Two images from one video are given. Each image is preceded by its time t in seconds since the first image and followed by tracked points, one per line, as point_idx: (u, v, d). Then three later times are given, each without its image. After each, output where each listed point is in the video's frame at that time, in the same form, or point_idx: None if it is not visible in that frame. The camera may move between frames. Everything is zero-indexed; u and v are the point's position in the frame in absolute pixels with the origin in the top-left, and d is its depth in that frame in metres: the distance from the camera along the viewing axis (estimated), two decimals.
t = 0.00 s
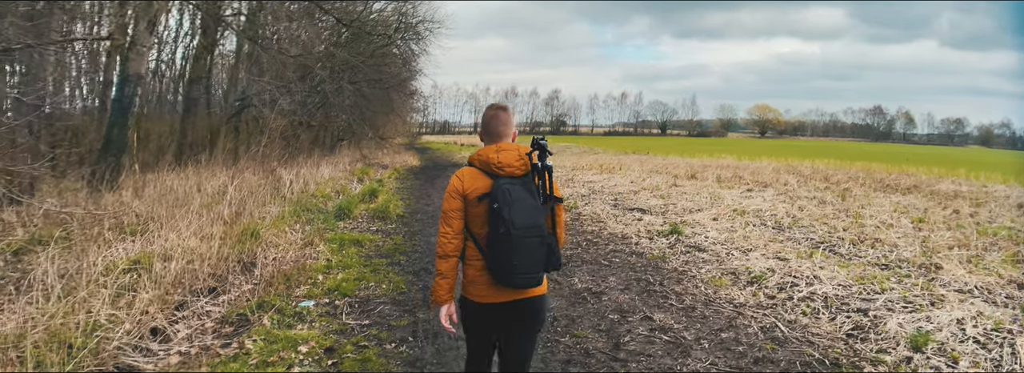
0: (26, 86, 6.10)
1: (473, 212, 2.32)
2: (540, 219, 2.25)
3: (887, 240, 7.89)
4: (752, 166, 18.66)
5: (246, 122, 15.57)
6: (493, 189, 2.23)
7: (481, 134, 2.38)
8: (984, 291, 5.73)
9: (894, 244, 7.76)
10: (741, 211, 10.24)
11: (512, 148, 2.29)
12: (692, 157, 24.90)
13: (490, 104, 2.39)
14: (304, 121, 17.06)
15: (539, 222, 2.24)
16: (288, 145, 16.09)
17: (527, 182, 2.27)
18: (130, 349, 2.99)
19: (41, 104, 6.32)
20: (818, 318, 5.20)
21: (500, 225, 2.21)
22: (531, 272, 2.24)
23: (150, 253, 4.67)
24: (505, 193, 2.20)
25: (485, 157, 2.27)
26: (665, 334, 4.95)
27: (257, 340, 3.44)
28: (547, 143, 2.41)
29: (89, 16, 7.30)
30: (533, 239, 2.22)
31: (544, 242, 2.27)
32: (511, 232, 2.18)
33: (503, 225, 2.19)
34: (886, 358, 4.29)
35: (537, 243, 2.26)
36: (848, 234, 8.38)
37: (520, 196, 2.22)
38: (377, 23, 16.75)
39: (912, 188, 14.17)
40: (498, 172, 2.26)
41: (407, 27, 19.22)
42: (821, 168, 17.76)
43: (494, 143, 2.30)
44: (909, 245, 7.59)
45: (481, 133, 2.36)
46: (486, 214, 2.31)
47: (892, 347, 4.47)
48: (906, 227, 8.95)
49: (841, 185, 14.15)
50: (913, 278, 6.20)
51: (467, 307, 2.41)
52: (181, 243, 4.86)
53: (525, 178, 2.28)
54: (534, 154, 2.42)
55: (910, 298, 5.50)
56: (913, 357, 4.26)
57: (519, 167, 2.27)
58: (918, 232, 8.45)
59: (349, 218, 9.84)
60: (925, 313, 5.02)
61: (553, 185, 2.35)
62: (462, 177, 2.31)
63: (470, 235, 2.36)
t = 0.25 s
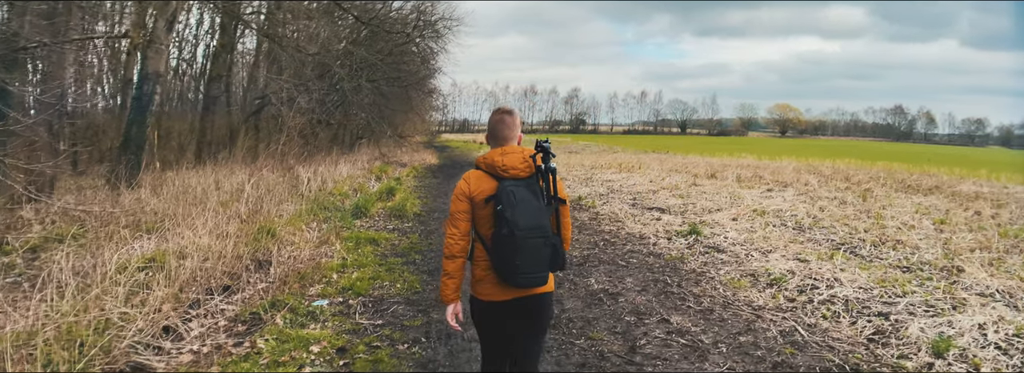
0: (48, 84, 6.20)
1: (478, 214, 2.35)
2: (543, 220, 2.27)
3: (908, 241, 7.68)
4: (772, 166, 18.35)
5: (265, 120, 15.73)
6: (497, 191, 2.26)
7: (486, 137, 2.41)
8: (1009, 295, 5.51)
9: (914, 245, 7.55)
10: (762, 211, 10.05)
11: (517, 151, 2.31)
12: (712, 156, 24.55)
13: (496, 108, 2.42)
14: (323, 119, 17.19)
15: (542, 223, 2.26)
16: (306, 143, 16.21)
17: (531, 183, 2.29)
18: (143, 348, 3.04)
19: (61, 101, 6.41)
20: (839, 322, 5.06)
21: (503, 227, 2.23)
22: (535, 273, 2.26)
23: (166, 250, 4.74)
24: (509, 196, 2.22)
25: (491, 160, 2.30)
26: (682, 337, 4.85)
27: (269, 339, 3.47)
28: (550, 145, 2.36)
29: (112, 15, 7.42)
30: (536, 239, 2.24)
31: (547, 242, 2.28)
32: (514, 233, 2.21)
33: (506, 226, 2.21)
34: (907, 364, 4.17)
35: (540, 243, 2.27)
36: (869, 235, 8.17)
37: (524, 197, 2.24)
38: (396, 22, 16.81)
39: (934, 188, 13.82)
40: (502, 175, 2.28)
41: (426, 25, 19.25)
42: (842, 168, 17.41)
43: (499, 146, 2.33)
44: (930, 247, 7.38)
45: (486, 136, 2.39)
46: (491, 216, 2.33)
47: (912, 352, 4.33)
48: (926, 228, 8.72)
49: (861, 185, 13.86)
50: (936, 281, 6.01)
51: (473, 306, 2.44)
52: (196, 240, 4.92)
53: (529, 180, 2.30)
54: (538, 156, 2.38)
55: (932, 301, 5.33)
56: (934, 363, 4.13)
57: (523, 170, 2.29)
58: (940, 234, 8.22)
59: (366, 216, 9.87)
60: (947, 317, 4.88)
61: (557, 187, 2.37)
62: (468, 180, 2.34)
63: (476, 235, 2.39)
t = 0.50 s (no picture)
0: (67, 80, 6.29)
1: (484, 212, 2.50)
2: (545, 219, 2.38)
3: (932, 243, 7.48)
4: (793, 165, 18.01)
5: (285, 118, 15.87)
6: (500, 191, 2.41)
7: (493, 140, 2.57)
8: None
9: (938, 247, 7.34)
10: (782, 211, 9.85)
11: (519, 151, 2.45)
12: (732, 155, 24.18)
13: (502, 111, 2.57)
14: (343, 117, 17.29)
15: (544, 221, 2.38)
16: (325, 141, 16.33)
17: (533, 183, 2.41)
18: (153, 346, 3.06)
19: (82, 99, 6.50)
20: (861, 326, 4.92)
21: (505, 225, 2.37)
22: (537, 268, 2.38)
23: (180, 248, 4.77)
24: (510, 195, 2.36)
25: (494, 162, 2.45)
26: (700, 341, 4.74)
27: (280, 339, 3.48)
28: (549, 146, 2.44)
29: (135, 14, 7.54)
30: (538, 237, 2.36)
31: (548, 239, 2.39)
32: (515, 231, 2.34)
33: (508, 224, 2.35)
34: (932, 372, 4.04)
35: (542, 241, 2.39)
36: (892, 236, 7.97)
37: (525, 196, 2.37)
38: (415, 20, 16.88)
39: (957, 189, 13.46)
40: (505, 176, 2.42)
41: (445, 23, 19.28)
42: (865, 168, 17.05)
43: (503, 148, 2.47)
44: (955, 249, 7.17)
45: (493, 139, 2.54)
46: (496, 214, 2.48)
47: (934, 359, 4.24)
48: (951, 229, 8.49)
49: (883, 185, 13.56)
50: (961, 285, 5.83)
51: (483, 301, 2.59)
52: (211, 239, 4.94)
53: (531, 180, 2.42)
54: (539, 156, 2.48)
55: (956, 306, 5.20)
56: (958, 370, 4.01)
57: (524, 170, 2.43)
58: (964, 236, 7.98)
59: (383, 214, 9.89)
60: (971, 323, 4.74)
61: (560, 186, 2.46)
62: (473, 180, 2.49)
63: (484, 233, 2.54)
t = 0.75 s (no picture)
0: (80, 78, 6.34)
1: (487, 204, 2.71)
2: (543, 211, 2.57)
3: (950, 245, 7.32)
4: (810, 164, 17.71)
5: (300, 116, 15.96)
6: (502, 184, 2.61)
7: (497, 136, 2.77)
8: None
9: (956, 249, 7.19)
10: (799, 211, 9.69)
11: (521, 145, 2.64)
12: (748, 154, 23.86)
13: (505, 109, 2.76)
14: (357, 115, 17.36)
15: (543, 214, 2.57)
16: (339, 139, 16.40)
17: (533, 176, 2.60)
18: (159, 346, 3.07)
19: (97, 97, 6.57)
20: (878, 330, 4.80)
21: (505, 216, 2.58)
22: (536, 256, 2.58)
23: (191, 247, 4.78)
24: (511, 189, 2.56)
25: (496, 157, 2.64)
26: (713, 345, 4.65)
27: (287, 340, 3.47)
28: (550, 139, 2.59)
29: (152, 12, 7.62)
30: (536, 229, 2.56)
31: (546, 230, 2.59)
32: (515, 223, 2.55)
33: (508, 215, 2.55)
34: None
35: (540, 231, 2.58)
36: (910, 238, 7.81)
37: (524, 190, 2.56)
38: (430, 18, 16.92)
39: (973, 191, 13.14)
40: (506, 170, 2.62)
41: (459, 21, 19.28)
42: (883, 168, 16.75)
43: (504, 144, 2.67)
44: (973, 251, 7.02)
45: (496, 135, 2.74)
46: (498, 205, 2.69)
47: (954, 365, 4.12)
48: (969, 230, 8.31)
49: (901, 185, 13.32)
50: (980, 288, 5.70)
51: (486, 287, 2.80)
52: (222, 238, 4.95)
53: (532, 173, 2.60)
54: (540, 151, 2.66)
55: (975, 310, 5.09)
56: None
57: (526, 163, 2.61)
58: (983, 237, 7.80)
59: (396, 213, 9.89)
60: (990, 328, 4.65)
61: (560, 178, 2.64)
62: (477, 174, 2.70)
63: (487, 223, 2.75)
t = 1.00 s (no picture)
0: (96, 76, 6.41)
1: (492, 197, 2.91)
2: (543, 203, 2.75)
3: (970, 247, 7.14)
4: (828, 164, 17.42)
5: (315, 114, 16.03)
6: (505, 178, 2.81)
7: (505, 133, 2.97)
8: None
9: (975, 252, 7.01)
10: (816, 211, 9.50)
11: (524, 140, 2.84)
12: (766, 154, 23.48)
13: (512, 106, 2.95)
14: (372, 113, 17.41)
15: (543, 207, 2.75)
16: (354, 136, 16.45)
17: (536, 170, 2.78)
18: (163, 347, 3.07)
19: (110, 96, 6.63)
20: (897, 336, 4.67)
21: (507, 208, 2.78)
22: (535, 245, 2.77)
23: (201, 246, 4.78)
24: (512, 182, 2.76)
25: (501, 153, 2.85)
26: (728, 350, 4.54)
27: (292, 341, 3.45)
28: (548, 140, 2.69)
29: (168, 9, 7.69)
30: (537, 222, 2.75)
31: (546, 221, 2.77)
32: (517, 215, 2.74)
33: (510, 207, 2.75)
34: None
35: (540, 222, 2.76)
36: (929, 239, 7.62)
37: (525, 183, 2.75)
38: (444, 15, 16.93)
39: (990, 192, 12.86)
40: (509, 165, 2.81)
41: (474, 18, 19.25)
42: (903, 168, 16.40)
43: (509, 140, 2.86)
44: (992, 254, 6.85)
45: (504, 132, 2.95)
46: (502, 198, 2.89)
47: None
48: (989, 232, 8.11)
49: (919, 185, 13.05)
50: (1001, 293, 5.55)
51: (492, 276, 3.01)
52: (232, 237, 4.95)
53: (534, 167, 2.79)
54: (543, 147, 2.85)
55: (995, 315, 5.00)
56: None
57: (529, 157, 2.80)
58: (1003, 239, 7.60)
59: (409, 211, 9.86)
60: (1012, 335, 4.55)
61: (561, 173, 2.81)
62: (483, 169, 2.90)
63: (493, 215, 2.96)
